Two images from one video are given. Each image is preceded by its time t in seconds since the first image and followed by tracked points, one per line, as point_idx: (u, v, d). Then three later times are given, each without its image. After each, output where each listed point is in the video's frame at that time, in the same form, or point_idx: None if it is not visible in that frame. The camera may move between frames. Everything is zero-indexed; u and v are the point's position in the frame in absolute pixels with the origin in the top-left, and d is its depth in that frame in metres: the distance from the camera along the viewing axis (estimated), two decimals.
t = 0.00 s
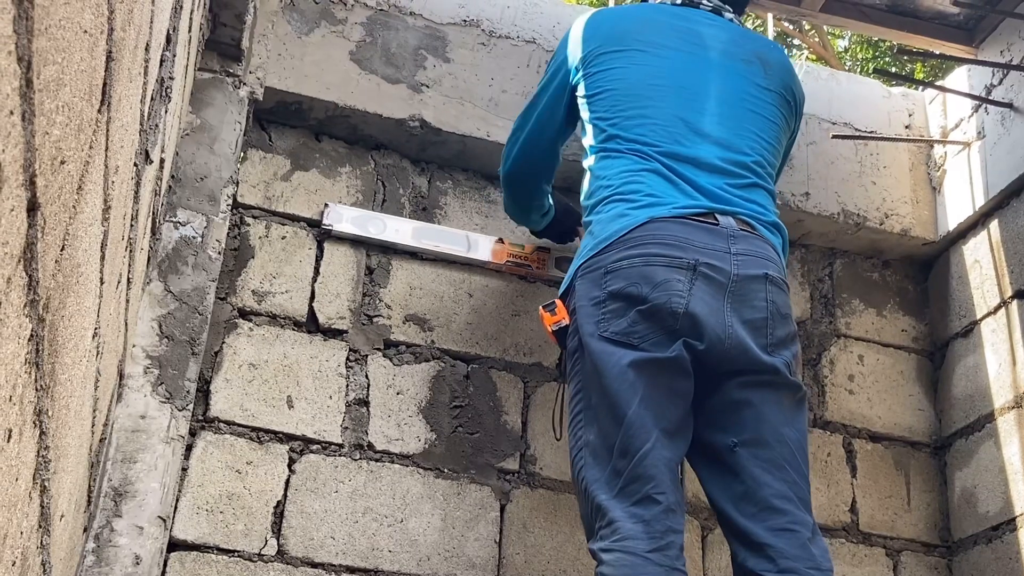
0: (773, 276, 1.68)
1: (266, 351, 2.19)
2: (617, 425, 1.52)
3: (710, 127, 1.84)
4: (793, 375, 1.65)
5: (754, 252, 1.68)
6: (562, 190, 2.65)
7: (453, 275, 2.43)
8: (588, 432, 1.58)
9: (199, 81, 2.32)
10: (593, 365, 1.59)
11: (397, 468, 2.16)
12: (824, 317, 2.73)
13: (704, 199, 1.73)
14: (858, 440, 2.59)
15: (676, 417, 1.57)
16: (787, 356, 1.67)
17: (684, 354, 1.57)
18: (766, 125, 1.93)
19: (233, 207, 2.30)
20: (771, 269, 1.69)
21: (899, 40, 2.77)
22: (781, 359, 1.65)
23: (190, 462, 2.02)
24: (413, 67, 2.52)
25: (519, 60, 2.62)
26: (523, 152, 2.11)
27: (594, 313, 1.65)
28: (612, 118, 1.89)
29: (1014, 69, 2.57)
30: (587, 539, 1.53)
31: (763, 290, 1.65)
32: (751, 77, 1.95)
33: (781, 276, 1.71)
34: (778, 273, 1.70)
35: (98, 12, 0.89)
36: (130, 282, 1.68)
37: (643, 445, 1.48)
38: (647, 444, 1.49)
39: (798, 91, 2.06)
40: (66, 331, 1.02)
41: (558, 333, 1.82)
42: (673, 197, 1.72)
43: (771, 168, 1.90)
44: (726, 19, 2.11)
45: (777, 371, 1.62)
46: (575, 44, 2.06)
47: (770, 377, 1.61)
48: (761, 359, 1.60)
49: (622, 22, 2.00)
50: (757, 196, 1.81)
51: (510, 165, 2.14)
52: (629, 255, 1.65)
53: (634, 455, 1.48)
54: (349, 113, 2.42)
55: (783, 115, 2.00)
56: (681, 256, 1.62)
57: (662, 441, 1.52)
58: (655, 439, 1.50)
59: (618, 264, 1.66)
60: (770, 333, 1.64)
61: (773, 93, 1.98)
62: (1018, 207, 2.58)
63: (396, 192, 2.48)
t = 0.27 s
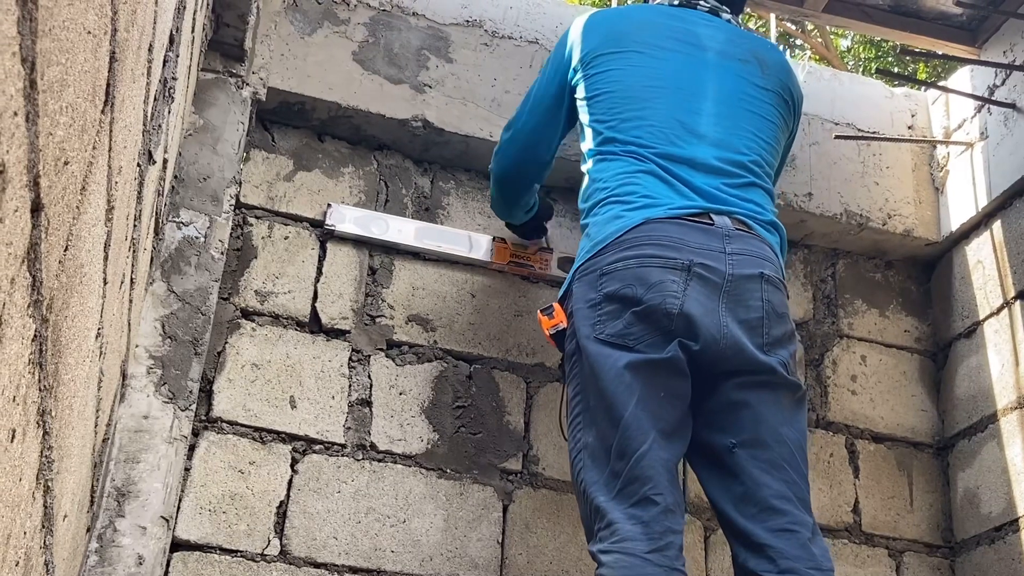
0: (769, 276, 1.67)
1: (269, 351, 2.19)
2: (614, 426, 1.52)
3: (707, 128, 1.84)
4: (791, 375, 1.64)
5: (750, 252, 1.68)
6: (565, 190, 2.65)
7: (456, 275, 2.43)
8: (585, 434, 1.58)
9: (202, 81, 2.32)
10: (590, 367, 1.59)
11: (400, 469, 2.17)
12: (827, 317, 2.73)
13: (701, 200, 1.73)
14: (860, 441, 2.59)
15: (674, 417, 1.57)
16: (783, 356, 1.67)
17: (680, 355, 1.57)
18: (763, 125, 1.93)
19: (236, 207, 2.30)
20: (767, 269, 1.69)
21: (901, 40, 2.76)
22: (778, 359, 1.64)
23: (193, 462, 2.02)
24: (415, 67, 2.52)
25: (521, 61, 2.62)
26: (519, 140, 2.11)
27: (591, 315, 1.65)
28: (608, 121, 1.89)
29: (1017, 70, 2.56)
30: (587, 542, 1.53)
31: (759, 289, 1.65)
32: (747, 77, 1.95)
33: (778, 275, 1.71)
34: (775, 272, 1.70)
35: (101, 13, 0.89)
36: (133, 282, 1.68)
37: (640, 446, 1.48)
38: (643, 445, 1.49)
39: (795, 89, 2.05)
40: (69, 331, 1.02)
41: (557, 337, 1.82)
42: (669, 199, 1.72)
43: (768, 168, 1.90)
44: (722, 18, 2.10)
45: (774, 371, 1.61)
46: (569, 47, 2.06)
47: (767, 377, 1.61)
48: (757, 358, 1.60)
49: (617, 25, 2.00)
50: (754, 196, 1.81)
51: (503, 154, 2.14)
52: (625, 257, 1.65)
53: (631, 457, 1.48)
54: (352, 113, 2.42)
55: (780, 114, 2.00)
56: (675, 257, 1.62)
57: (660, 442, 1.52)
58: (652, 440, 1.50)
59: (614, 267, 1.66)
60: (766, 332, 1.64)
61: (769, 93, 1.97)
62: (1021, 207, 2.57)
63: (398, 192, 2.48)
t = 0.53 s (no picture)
0: (775, 275, 1.67)
1: (272, 351, 2.19)
2: (619, 426, 1.52)
3: (709, 126, 1.84)
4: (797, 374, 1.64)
5: (756, 251, 1.68)
6: (567, 190, 2.65)
7: (458, 275, 2.43)
8: (590, 433, 1.58)
9: (205, 81, 2.32)
10: (595, 366, 1.59)
11: (402, 469, 2.17)
12: (830, 318, 2.73)
13: (705, 198, 1.73)
14: (863, 442, 2.59)
15: (679, 417, 1.56)
16: (789, 356, 1.66)
17: (686, 354, 1.57)
18: (766, 122, 1.92)
19: (238, 207, 2.30)
20: (773, 268, 1.69)
21: (904, 40, 2.76)
22: (784, 358, 1.64)
23: (196, 462, 2.02)
24: (418, 67, 2.52)
25: (524, 61, 2.62)
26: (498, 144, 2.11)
27: (596, 313, 1.65)
28: (612, 119, 1.89)
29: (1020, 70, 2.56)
30: (591, 541, 1.53)
31: (766, 288, 1.65)
32: (749, 75, 1.95)
33: (783, 275, 1.71)
34: (781, 272, 1.70)
35: (105, 13, 0.89)
36: (136, 282, 1.68)
37: (645, 446, 1.48)
38: (649, 445, 1.48)
39: (798, 87, 2.05)
40: (73, 331, 1.02)
41: (561, 334, 1.82)
42: (673, 197, 1.72)
43: (771, 165, 1.90)
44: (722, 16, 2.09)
45: (780, 370, 1.61)
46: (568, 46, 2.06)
47: (773, 377, 1.61)
48: (763, 358, 1.60)
49: (618, 23, 2.00)
50: (758, 194, 1.81)
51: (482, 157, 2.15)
52: (631, 255, 1.65)
53: (636, 457, 1.48)
54: (354, 113, 2.42)
55: (783, 112, 2.00)
56: (681, 256, 1.62)
57: (665, 442, 1.52)
58: (657, 440, 1.50)
59: (620, 265, 1.66)
60: (772, 331, 1.64)
61: (772, 91, 1.97)
62: None
63: (401, 192, 2.48)
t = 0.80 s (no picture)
0: (785, 268, 1.68)
1: (274, 352, 2.19)
2: (627, 423, 1.52)
3: (718, 117, 1.83)
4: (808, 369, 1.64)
5: (767, 244, 1.68)
6: (570, 191, 2.65)
7: (460, 276, 2.43)
8: (597, 431, 1.57)
9: (207, 82, 2.32)
10: (603, 363, 1.59)
11: (404, 470, 2.17)
12: (832, 319, 2.72)
13: (715, 190, 1.73)
14: (866, 442, 2.58)
15: (686, 414, 1.56)
16: (800, 349, 1.67)
17: (696, 352, 1.56)
18: (774, 114, 1.92)
19: (241, 208, 2.30)
20: (783, 261, 1.69)
21: (906, 41, 2.75)
22: (794, 352, 1.65)
23: (198, 462, 2.02)
24: (420, 68, 2.52)
25: (526, 62, 2.62)
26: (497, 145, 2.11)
27: (605, 309, 1.65)
28: (620, 113, 1.89)
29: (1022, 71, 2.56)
30: (596, 539, 1.53)
31: (776, 283, 1.65)
32: (757, 66, 1.94)
33: (793, 268, 1.71)
34: (791, 264, 1.70)
35: (108, 14, 0.90)
36: (138, 283, 1.69)
37: (652, 445, 1.48)
38: (656, 443, 1.48)
39: (805, 79, 2.05)
40: (75, 332, 1.02)
41: (569, 329, 1.84)
42: (682, 190, 1.72)
43: (780, 156, 1.90)
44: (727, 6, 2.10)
45: (791, 365, 1.61)
46: (570, 38, 2.06)
47: (783, 372, 1.61)
48: (773, 353, 1.60)
49: (623, 16, 2.00)
50: (767, 184, 1.80)
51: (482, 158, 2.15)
52: (641, 250, 1.65)
53: (643, 456, 1.48)
54: (356, 114, 2.42)
55: (790, 104, 1.99)
56: (692, 250, 1.62)
57: (671, 441, 1.52)
58: (664, 438, 1.50)
59: (630, 260, 1.66)
60: (782, 326, 1.64)
61: (779, 84, 1.97)
62: None
63: (403, 193, 2.48)
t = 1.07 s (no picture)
0: (795, 279, 1.65)
1: (275, 352, 2.19)
2: (632, 429, 1.52)
3: (729, 120, 1.81)
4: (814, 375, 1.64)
5: (776, 254, 1.65)
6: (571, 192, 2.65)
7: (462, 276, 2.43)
8: (602, 435, 1.57)
9: (209, 83, 2.32)
10: (610, 368, 1.58)
11: (405, 470, 2.17)
12: (833, 319, 2.72)
13: (725, 188, 1.71)
14: (867, 443, 2.58)
15: (692, 421, 1.56)
16: (808, 359, 1.66)
17: (705, 361, 1.55)
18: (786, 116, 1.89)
19: (242, 208, 2.30)
20: (793, 272, 1.66)
21: (907, 41, 2.74)
22: (802, 361, 1.63)
23: (199, 463, 2.02)
24: (421, 69, 2.52)
25: (527, 63, 2.62)
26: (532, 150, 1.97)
27: (614, 315, 1.63)
28: (630, 109, 1.88)
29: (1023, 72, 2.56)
30: (599, 542, 1.54)
31: (785, 293, 1.63)
32: (769, 67, 1.92)
33: (803, 278, 1.68)
34: (800, 275, 1.67)
35: (109, 15, 0.90)
36: (139, 283, 1.68)
37: (658, 452, 1.48)
38: (662, 451, 1.48)
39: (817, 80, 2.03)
40: (77, 332, 1.02)
41: (575, 331, 1.84)
42: (693, 197, 1.69)
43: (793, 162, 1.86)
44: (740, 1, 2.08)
45: (798, 371, 1.61)
46: (579, 37, 2.05)
47: (791, 378, 1.61)
48: (781, 362, 1.59)
49: (634, 16, 1.99)
50: (779, 191, 1.77)
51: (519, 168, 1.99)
52: (651, 259, 1.62)
53: (649, 462, 1.48)
54: (357, 115, 2.42)
55: (802, 106, 1.97)
56: (702, 260, 1.59)
57: (677, 448, 1.51)
58: (669, 446, 1.49)
59: (639, 267, 1.62)
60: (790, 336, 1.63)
61: (791, 85, 1.95)
62: None
63: (404, 194, 2.48)
